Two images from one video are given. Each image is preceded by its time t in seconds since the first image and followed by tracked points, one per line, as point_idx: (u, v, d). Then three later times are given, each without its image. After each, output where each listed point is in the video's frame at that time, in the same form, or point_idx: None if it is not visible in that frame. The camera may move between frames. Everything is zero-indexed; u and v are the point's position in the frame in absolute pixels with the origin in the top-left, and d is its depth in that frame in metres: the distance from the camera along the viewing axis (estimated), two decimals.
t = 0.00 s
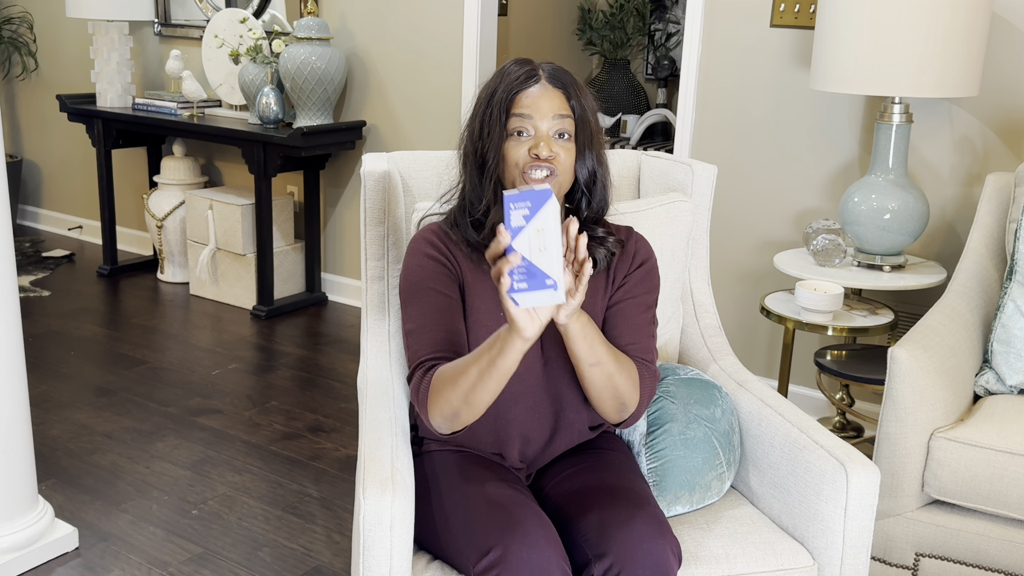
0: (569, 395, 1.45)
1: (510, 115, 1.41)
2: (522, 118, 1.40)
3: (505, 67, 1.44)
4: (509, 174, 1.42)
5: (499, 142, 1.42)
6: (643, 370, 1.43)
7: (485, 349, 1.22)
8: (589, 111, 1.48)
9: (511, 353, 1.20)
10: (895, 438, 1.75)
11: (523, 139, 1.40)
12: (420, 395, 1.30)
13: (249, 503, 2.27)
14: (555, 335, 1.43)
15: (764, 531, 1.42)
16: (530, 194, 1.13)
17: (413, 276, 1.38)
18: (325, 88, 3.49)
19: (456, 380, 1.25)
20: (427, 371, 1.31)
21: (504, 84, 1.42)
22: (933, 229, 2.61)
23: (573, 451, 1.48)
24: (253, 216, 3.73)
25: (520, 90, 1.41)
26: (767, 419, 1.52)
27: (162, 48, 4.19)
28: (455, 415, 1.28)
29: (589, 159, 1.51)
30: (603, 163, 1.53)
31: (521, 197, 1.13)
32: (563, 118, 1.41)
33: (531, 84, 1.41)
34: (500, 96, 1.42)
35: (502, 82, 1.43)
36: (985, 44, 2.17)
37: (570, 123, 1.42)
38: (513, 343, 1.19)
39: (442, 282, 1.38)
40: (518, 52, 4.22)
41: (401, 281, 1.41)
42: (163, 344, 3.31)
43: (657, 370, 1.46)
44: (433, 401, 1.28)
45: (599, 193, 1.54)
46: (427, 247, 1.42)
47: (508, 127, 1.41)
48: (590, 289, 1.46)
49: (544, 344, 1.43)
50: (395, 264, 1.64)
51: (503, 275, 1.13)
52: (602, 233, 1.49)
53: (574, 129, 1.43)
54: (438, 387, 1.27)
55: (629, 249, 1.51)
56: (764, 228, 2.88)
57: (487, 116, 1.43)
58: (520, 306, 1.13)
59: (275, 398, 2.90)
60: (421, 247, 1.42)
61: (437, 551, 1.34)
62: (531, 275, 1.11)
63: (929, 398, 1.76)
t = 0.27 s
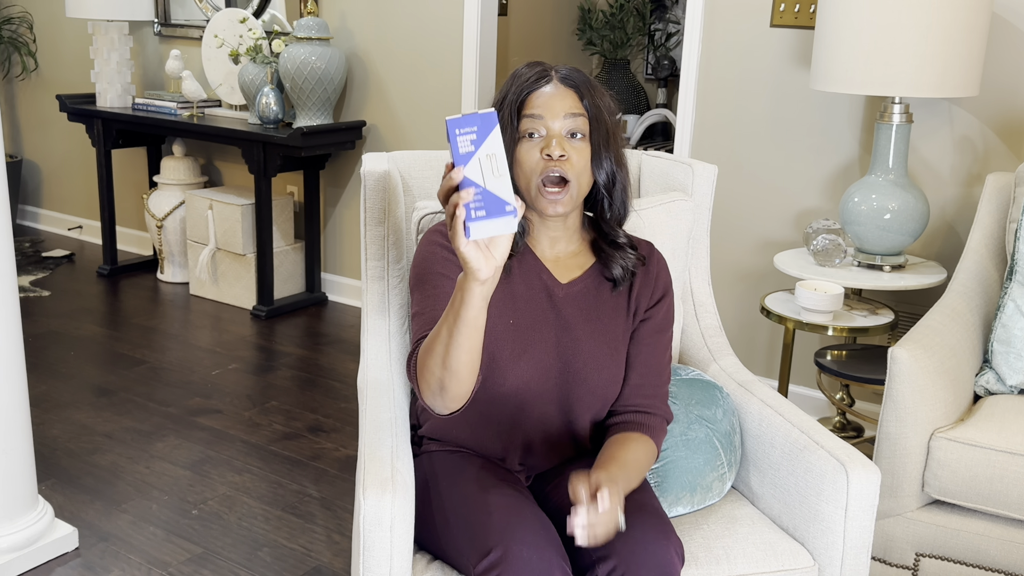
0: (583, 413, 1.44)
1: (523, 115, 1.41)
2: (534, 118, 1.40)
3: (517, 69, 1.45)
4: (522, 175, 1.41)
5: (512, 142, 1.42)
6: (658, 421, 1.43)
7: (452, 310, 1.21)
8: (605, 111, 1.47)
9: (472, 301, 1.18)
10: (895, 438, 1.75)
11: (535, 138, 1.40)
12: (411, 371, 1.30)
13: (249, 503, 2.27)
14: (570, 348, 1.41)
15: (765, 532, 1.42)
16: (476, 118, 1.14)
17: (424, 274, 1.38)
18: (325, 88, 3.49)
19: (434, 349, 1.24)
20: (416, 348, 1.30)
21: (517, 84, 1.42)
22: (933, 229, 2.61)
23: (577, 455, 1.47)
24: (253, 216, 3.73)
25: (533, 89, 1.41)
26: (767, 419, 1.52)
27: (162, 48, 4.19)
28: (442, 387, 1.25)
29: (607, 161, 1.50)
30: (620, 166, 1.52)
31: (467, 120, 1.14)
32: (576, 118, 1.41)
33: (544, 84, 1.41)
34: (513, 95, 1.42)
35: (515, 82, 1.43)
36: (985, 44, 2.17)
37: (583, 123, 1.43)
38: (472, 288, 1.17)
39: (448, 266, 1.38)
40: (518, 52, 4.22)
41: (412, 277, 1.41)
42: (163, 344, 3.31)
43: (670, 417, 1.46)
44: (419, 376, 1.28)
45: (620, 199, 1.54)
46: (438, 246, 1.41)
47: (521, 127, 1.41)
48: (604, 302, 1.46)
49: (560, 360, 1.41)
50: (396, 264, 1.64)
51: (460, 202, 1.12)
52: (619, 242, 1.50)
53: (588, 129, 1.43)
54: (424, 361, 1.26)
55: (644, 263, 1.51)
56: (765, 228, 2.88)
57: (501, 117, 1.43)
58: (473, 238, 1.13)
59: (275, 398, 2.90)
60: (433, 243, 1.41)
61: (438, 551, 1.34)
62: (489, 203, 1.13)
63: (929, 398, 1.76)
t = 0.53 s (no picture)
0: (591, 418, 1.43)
1: (531, 124, 1.40)
2: (541, 126, 1.39)
3: (527, 73, 1.44)
4: (530, 184, 1.41)
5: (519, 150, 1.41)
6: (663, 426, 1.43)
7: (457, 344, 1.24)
8: (619, 116, 1.45)
9: (477, 337, 1.21)
10: (895, 439, 1.75)
11: (542, 147, 1.39)
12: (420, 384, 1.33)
13: (249, 503, 2.27)
14: (580, 354, 1.41)
15: (765, 532, 1.41)
16: (477, 162, 1.13)
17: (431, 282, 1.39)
18: (325, 88, 3.49)
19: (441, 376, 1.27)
20: (426, 366, 1.32)
21: (524, 92, 1.41)
22: (933, 229, 2.61)
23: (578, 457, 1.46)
24: (253, 216, 3.73)
25: (539, 97, 1.40)
26: (767, 419, 1.52)
27: (162, 48, 4.19)
28: (451, 413, 1.29)
29: (618, 164, 1.45)
30: (633, 168, 1.47)
31: (468, 165, 1.13)
32: (583, 126, 1.40)
33: (551, 91, 1.40)
34: (520, 103, 1.41)
35: (521, 88, 1.42)
36: (985, 44, 2.17)
37: (592, 130, 1.41)
38: (476, 329, 1.20)
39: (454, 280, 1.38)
40: (518, 52, 4.22)
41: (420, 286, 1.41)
42: (163, 344, 3.31)
43: (677, 422, 1.46)
44: (428, 398, 1.31)
45: (632, 204, 1.50)
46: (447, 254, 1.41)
47: (528, 135, 1.40)
48: (614, 307, 1.45)
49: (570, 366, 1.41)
50: (396, 264, 1.64)
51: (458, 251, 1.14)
52: (630, 247, 1.49)
53: (596, 136, 1.42)
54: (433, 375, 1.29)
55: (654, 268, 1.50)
56: (765, 228, 2.88)
57: (509, 125, 1.42)
58: (475, 281, 1.15)
59: (275, 398, 2.89)
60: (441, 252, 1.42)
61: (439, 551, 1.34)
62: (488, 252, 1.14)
63: (930, 398, 1.76)
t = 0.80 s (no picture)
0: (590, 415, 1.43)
1: (531, 126, 1.40)
2: (541, 129, 1.39)
3: (528, 72, 1.43)
4: (529, 186, 1.41)
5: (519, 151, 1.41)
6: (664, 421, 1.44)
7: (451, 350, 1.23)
8: (619, 117, 1.44)
9: (469, 346, 1.20)
10: (895, 439, 1.75)
11: (542, 149, 1.39)
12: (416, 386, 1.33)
13: (249, 503, 2.27)
14: (579, 353, 1.41)
15: (765, 532, 1.41)
16: (491, 193, 1.13)
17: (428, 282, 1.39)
18: (325, 88, 3.49)
19: (436, 382, 1.27)
20: (421, 369, 1.33)
21: (524, 93, 1.41)
22: (933, 229, 2.61)
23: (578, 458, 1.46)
24: (253, 216, 3.73)
25: (539, 99, 1.40)
26: (767, 419, 1.52)
27: (162, 48, 4.19)
28: (444, 415, 1.29)
29: (618, 163, 1.45)
30: (633, 168, 1.47)
31: (481, 195, 1.13)
32: (583, 129, 1.39)
33: (551, 93, 1.40)
34: (522, 105, 1.41)
35: (523, 89, 1.42)
36: (985, 44, 2.17)
37: (592, 133, 1.41)
38: (468, 339, 1.20)
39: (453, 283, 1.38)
40: (518, 52, 4.22)
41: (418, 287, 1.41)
42: (163, 344, 3.31)
43: (676, 422, 1.46)
44: (422, 401, 1.31)
45: (631, 207, 1.50)
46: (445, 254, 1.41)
47: (528, 138, 1.40)
48: (613, 307, 1.45)
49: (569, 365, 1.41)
50: (396, 264, 1.64)
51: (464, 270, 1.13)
52: (629, 248, 1.48)
53: (596, 139, 1.41)
54: (427, 376, 1.29)
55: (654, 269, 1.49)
56: (765, 228, 2.88)
57: (509, 126, 1.42)
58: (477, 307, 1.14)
59: (275, 398, 2.89)
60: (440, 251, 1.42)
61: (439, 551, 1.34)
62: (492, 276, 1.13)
63: (930, 398, 1.76)
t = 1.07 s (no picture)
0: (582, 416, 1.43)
1: (526, 127, 1.39)
2: (535, 132, 1.38)
3: (522, 72, 1.43)
4: (524, 188, 1.40)
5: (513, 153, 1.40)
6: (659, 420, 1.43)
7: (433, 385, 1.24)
8: (612, 118, 1.44)
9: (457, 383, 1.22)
10: (895, 439, 1.75)
11: (536, 152, 1.39)
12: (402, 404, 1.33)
13: (249, 503, 2.27)
14: (570, 355, 1.41)
15: (764, 532, 1.42)
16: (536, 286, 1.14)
17: (418, 288, 1.39)
18: (325, 88, 3.49)
19: (420, 411, 1.28)
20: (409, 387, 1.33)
21: (519, 94, 1.40)
22: (933, 229, 2.61)
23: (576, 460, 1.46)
24: (253, 216, 3.73)
25: (533, 101, 1.39)
26: (767, 419, 1.52)
27: (162, 48, 4.19)
28: (430, 441, 1.30)
29: (611, 163, 1.45)
30: (626, 167, 1.47)
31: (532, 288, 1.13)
32: (577, 131, 1.39)
33: (545, 94, 1.40)
34: (516, 106, 1.40)
35: (517, 90, 1.41)
36: (985, 44, 2.17)
37: (586, 135, 1.40)
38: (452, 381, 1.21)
39: (440, 298, 1.38)
40: (518, 52, 4.22)
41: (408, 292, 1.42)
42: (163, 344, 3.31)
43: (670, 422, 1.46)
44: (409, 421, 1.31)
45: (625, 207, 1.49)
46: (436, 258, 1.41)
47: (523, 140, 1.40)
48: (605, 307, 1.44)
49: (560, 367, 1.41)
50: (396, 266, 1.63)
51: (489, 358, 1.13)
52: (623, 249, 1.47)
53: (590, 140, 1.41)
54: (412, 400, 1.29)
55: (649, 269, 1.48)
56: (765, 227, 2.88)
57: (503, 128, 1.41)
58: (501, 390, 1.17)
59: (275, 398, 2.89)
60: (429, 255, 1.42)
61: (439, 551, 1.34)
62: (511, 377, 1.14)
63: (929, 398, 1.76)
